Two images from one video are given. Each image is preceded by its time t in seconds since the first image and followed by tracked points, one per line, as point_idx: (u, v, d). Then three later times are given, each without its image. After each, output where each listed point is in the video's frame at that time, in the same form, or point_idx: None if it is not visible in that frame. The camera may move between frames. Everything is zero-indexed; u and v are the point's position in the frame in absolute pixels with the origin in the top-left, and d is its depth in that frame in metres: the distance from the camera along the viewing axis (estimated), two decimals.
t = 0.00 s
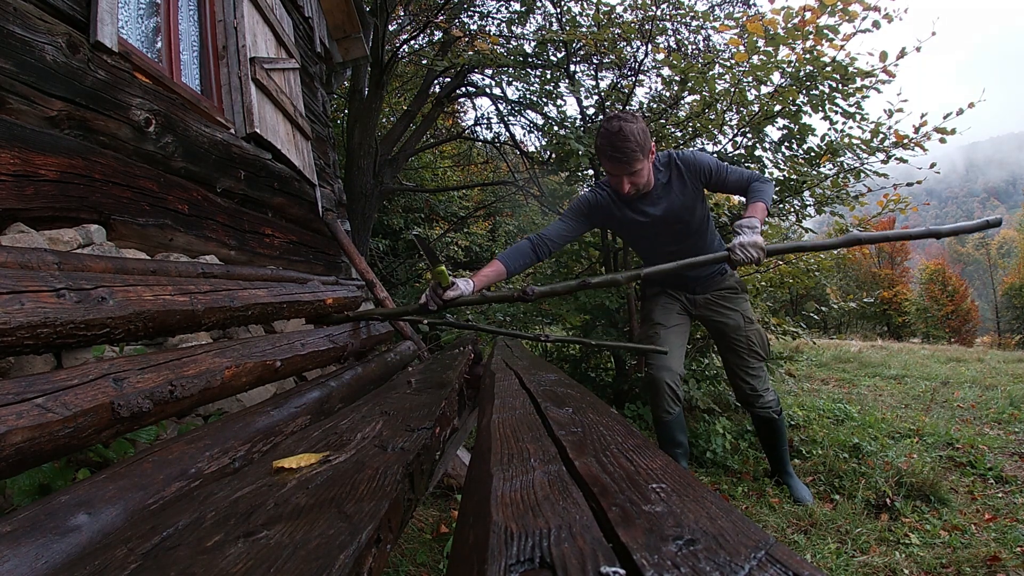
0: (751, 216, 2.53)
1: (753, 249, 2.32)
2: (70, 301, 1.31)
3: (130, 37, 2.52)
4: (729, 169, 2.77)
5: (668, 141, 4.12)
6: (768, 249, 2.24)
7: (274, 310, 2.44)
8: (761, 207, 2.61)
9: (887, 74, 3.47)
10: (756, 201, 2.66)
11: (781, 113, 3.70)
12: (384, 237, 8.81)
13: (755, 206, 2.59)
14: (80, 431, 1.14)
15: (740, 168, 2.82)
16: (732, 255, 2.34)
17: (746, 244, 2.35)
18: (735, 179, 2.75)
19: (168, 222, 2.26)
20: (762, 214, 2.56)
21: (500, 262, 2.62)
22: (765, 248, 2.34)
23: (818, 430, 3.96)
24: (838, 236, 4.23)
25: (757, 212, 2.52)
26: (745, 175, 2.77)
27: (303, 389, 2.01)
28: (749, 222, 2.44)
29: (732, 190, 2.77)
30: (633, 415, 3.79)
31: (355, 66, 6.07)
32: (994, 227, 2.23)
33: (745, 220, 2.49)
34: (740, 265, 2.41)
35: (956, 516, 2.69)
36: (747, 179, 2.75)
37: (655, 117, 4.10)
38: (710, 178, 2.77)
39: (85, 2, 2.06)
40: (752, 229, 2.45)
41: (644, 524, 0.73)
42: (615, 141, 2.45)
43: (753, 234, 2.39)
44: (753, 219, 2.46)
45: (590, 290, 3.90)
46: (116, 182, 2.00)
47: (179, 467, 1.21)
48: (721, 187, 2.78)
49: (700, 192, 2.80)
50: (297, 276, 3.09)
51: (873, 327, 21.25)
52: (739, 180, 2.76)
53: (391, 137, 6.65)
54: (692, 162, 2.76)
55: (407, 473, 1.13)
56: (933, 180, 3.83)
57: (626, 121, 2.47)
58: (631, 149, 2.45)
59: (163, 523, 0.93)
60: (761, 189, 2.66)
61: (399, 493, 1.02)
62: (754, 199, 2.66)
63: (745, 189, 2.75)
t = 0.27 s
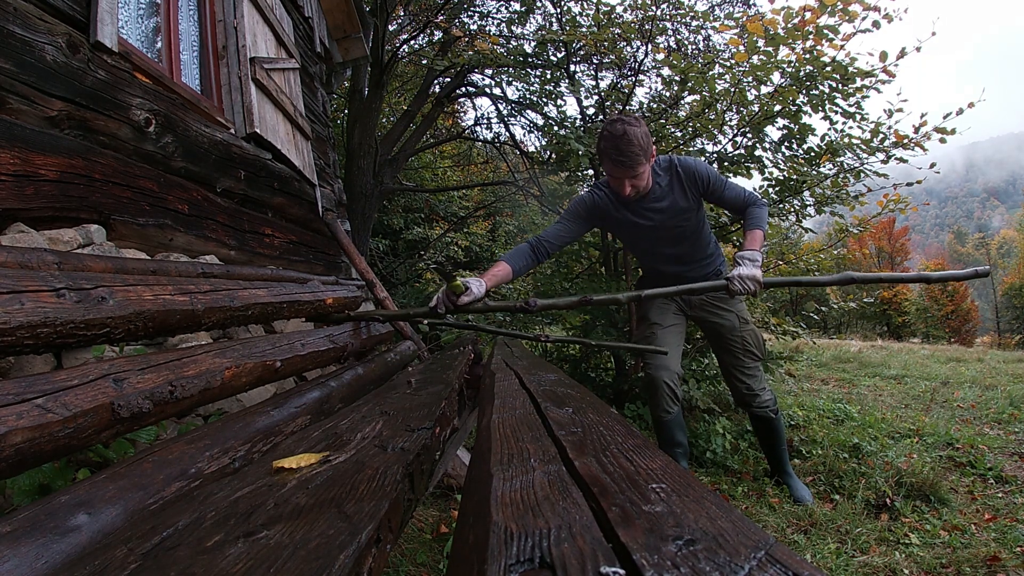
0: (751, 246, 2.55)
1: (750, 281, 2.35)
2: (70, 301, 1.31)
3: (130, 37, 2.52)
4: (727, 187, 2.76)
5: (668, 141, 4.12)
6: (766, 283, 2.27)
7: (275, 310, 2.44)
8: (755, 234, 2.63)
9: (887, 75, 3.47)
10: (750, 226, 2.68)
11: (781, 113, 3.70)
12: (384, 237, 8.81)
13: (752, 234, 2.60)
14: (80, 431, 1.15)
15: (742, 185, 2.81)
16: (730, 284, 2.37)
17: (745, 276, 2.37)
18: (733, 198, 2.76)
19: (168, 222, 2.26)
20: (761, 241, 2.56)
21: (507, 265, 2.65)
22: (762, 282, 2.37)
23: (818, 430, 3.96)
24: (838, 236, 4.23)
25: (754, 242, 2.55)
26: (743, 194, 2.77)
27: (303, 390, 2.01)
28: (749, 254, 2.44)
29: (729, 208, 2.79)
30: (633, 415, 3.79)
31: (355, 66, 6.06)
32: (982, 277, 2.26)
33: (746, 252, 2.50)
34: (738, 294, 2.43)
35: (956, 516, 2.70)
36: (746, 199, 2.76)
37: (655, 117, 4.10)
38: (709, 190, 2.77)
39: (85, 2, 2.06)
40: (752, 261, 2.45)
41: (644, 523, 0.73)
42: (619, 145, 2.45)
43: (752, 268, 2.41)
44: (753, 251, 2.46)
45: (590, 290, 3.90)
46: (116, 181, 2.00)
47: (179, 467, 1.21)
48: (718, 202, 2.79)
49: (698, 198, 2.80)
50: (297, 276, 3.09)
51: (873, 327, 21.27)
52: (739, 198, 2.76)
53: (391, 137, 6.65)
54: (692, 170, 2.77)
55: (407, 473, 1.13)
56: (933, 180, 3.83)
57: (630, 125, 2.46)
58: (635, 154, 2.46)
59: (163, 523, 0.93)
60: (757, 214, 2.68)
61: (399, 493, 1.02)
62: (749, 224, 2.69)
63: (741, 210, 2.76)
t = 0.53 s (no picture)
0: (748, 225, 2.50)
1: (749, 260, 2.30)
2: (70, 301, 1.31)
3: (130, 37, 2.52)
4: (712, 169, 2.75)
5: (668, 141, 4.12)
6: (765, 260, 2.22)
7: (275, 310, 2.44)
8: (748, 212, 2.58)
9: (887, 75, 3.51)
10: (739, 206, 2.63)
11: (781, 113, 3.70)
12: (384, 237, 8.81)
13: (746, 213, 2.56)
14: (80, 431, 1.15)
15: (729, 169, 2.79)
16: (728, 264, 2.32)
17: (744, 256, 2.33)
18: (719, 179, 2.74)
19: (168, 222, 2.26)
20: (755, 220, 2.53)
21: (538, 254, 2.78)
22: (761, 260, 2.32)
23: (818, 430, 3.96)
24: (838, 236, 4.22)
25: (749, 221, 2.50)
26: (729, 176, 2.74)
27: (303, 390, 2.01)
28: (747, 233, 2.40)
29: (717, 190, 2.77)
30: (633, 415, 3.79)
31: (355, 66, 6.06)
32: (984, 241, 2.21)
33: (744, 231, 2.46)
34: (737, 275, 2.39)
35: (956, 516, 2.70)
36: (732, 181, 2.73)
37: (655, 117, 4.11)
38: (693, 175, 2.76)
39: (85, 2, 2.06)
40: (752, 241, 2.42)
41: (644, 524, 0.73)
42: (603, 129, 2.45)
43: (751, 247, 2.37)
44: (752, 230, 2.43)
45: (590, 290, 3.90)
46: (116, 181, 2.00)
47: (179, 467, 1.21)
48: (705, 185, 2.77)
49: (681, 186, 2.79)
50: (297, 276, 3.09)
51: (874, 327, 21.27)
52: (724, 182, 2.73)
53: (391, 137, 6.65)
54: (674, 157, 2.78)
55: (407, 473, 1.13)
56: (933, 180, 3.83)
57: (613, 109, 2.47)
58: (619, 137, 2.46)
59: (163, 523, 0.93)
60: (748, 192, 2.64)
61: (399, 493, 1.02)
62: (740, 203, 2.64)
63: (729, 190, 2.73)
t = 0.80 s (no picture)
0: (748, 220, 2.52)
1: (746, 257, 2.33)
2: (70, 301, 1.31)
3: (130, 37, 2.52)
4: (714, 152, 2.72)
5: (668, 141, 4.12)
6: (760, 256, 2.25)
7: (274, 310, 2.44)
8: (750, 201, 2.59)
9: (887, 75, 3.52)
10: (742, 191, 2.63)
11: (781, 113, 3.70)
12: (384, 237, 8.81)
13: (746, 204, 2.56)
14: (80, 431, 1.15)
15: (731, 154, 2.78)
16: (725, 260, 2.35)
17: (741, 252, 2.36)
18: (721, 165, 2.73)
19: (168, 222, 2.26)
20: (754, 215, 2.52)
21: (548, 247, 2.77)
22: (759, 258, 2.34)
23: (818, 430, 3.96)
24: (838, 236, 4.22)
25: (748, 216, 2.51)
26: (732, 160, 2.74)
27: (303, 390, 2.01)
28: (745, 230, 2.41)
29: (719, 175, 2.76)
30: (633, 415, 3.80)
31: (355, 66, 6.06)
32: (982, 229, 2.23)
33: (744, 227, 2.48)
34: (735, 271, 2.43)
35: (956, 516, 2.70)
36: (735, 165, 2.72)
37: (655, 117, 4.11)
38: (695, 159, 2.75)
39: (85, 2, 2.06)
40: (750, 238, 2.43)
41: (644, 524, 0.73)
42: (601, 109, 2.46)
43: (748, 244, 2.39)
44: (751, 227, 2.44)
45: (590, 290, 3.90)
46: (116, 181, 2.00)
47: (179, 467, 1.21)
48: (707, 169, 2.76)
49: (682, 169, 2.79)
50: (297, 276, 3.09)
51: (874, 327, 21.27)
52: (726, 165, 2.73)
53: (391, 137, 6.65)
54: (675, 143, 2.78)
55: (407, 473, 1.13)
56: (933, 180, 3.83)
57: (611, 91, 2.48)
58: (618, 118, 2.48)
59: (163, 523, 0.93)
60: (750, 180, 2.63)
61: (399, 493, 1.02)
62: (742, 190, 2.64)
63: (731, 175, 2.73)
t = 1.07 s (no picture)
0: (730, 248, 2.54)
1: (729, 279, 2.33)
2: (70, 301, 1.31)
3: (130, 37, 2.52)
4: (723, 181, 2.82)
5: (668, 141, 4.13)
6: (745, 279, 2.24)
7: (274, 310, 2.43)
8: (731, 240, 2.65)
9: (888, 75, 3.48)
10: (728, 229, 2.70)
11: (781, 113, 3.70)
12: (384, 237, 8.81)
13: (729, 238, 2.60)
14: (80, 431, 1.14)
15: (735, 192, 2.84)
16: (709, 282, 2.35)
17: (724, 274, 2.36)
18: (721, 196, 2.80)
19: (168, 222, 2.26)
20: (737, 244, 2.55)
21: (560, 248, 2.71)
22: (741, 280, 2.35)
23: (818, 430, 3.96)
24: (838, 236, 4.19)
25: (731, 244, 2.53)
26: (730, 198, 2.79)
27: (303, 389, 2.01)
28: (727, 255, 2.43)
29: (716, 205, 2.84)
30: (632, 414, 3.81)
31: (355, 66, 6.06)
32: (962, 272, 2.24)
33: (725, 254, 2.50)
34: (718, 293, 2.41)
35: (956, 516, 2.70)
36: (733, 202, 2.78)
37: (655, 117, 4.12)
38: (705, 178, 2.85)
39: (85, 2, 2.06)
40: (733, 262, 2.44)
41: (644, 524, 0.73)
42: (627, 102, 2.55)
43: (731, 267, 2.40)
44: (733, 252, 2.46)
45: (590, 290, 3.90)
46: (116, 181, 2.00)
47: (179, 467, 1.21)
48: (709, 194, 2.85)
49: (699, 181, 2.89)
50: (297, 276, 3.09)
51: (874, 327, 21.27)
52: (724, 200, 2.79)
53: (391, 137, 6.65)
54: (698, 153, 2.87)
55: (407, 473, 1.13)
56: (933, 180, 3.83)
57: (639, 87, 2.57)
58: (643, 110, 2.56)
59: (162, 523, 0.93)
60: (738, 221, 2.69)
61: (399, 493, 1.02)
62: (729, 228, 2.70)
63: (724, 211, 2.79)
